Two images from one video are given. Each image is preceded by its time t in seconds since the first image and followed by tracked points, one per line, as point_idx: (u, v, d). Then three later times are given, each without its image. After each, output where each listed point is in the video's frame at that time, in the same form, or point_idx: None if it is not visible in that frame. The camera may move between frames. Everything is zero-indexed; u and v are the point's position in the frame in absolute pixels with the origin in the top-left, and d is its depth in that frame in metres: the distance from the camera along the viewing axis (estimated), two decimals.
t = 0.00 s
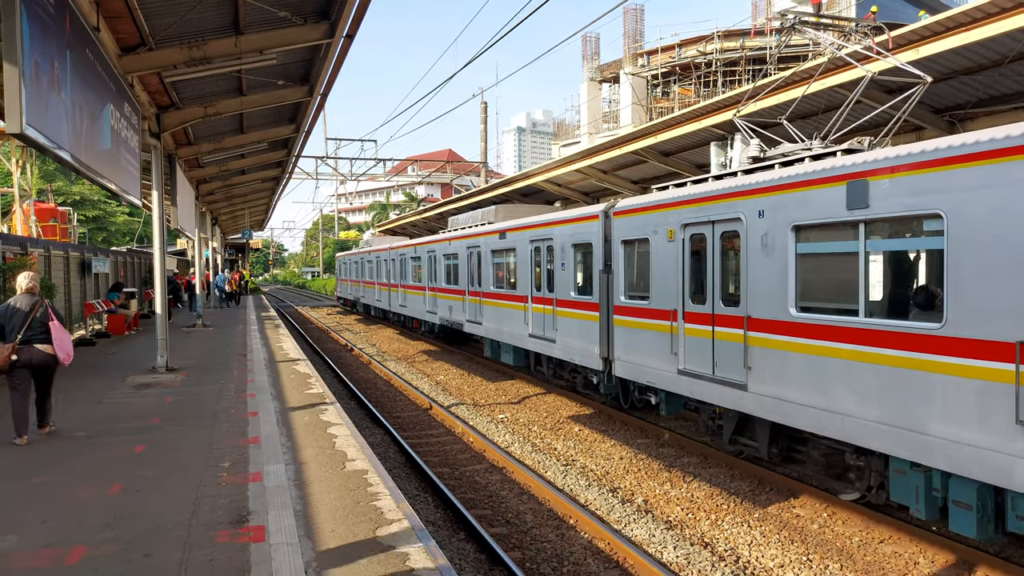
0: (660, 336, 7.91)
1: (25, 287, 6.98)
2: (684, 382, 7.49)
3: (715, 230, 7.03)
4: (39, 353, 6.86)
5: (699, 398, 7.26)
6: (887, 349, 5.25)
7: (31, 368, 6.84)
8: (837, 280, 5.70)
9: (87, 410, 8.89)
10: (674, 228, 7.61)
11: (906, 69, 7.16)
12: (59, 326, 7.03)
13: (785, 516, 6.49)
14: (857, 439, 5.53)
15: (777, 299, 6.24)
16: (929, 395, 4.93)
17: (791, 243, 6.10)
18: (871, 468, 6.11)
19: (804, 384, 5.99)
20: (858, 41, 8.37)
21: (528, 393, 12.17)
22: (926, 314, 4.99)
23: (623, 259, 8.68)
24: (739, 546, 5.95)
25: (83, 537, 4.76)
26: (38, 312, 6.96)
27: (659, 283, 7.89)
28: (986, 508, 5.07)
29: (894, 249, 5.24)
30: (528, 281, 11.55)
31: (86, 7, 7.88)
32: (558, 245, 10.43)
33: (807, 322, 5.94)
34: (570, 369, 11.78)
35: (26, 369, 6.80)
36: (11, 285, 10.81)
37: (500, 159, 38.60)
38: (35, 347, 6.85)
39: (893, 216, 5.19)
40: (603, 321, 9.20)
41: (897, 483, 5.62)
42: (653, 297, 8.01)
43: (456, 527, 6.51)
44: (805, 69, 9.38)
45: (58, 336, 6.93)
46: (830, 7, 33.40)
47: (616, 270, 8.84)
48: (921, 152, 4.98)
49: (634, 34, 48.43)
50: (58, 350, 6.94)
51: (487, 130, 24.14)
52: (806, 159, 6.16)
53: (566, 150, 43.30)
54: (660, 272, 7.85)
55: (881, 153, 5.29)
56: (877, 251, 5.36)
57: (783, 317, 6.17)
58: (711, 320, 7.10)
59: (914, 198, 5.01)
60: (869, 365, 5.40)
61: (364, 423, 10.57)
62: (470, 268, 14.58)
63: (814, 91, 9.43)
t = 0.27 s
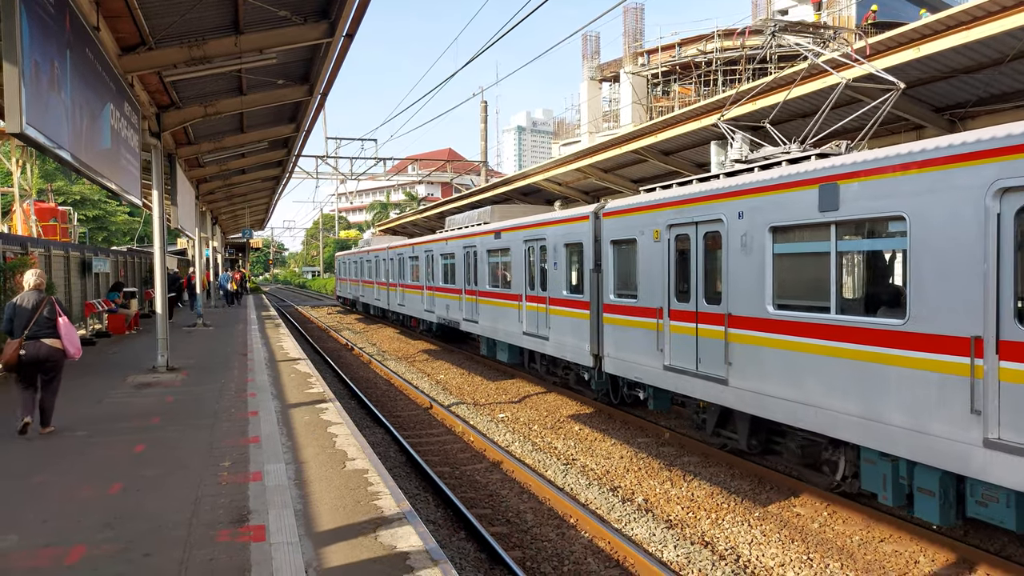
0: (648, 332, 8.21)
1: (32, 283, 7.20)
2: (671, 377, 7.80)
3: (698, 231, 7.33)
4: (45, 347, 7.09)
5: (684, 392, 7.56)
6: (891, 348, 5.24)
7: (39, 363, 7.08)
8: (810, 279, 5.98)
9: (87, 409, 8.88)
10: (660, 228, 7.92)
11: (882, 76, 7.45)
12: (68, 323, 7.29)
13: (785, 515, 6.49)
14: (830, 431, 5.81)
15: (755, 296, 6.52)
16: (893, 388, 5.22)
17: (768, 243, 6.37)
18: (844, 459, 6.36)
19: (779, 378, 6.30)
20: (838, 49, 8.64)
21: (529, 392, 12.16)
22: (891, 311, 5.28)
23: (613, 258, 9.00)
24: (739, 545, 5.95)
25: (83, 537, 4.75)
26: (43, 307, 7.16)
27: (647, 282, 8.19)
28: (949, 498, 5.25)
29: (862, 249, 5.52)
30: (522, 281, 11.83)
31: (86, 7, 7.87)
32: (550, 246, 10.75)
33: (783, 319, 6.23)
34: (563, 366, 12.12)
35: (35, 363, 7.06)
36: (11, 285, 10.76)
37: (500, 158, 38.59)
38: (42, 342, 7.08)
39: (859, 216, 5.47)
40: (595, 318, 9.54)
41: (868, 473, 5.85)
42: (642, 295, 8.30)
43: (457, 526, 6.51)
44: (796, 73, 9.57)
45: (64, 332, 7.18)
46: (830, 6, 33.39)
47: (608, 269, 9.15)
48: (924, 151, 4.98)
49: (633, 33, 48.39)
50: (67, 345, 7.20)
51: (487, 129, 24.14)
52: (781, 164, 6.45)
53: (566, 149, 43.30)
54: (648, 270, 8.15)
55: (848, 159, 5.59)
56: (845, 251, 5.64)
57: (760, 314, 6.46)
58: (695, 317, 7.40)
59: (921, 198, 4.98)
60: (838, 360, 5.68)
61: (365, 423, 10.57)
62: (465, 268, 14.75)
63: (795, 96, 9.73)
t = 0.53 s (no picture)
0: (635, 329, 8.59)
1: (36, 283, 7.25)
2: (655, 371, 8.19)
3: (681, 231, 7.70)
4: (48, 345, 7.13)
5: (669, 386, 7.94)
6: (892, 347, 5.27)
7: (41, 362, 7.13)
8: (783, 277, 6.34)
9: (87, 409, 8.88)
10: (646, 229, 8.30)
11: (855, 84, 7.81)
12: (72, 321, 7.30)
13: (786, 514, 6.49)
14: (803, 420, 6.18)
15: (732, 294, 6.90)
16: (858, 381, 5.59)
17: (745, 243, 6.74)
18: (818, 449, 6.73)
19: (754, 371, 6.68)
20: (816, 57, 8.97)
21: (529, 391, 12.15)
22: (856, 307, 5.64)
23: (602, 257, 9.36)
24: (740, 544, 5.95)
25: (84, 536, 4.75)
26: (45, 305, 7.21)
27: (634, 280, 8.56)
28: (911, 485, 5.56)
29: (829, 249, 5.88)
30: (517, 280, 12.13)
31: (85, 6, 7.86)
32: (543, 246, 11.09)
33: (758, 315, 6.60)
34: (556, 363, 12.43)
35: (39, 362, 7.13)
36: (10, 285, 10.67)
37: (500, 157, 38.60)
38: (45, 341, 7.12)
39: (825, 218, 5.85)
40: (585, 316, 9.89)
41: (838, 461, 6.20)
42: (630, 293, 8.67)
43: (457, 525, 6.51)
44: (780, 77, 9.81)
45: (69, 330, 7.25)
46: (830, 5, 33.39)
47: (597, 268, 9.50)
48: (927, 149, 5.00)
49: (633, 32, 48.37)
50: (69, 343, 7.23)
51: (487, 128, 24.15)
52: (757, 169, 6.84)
53: (566, 148, 43.29)
54: (636, 269, 8.52)
55: (814, 166, 5.96)
56: (815, 251, 6.00)
57: (738, 310, 6.83)
58: (679, 314, 7.78)
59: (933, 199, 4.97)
60: (807, 354, 6.07)
61: (365, 422, 10.57)
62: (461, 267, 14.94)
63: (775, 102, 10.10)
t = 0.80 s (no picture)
0: (620, 325, 8.93)
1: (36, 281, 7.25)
2: (639, 366, 8.53)
3: (662, 231, 8.03)
4: (47, 343, 7.13)
5: (651, 380, 8.29)
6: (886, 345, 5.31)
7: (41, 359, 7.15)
8: (756, 275, 6.68)
9: (88, 407, 8.87)
10: (630, 229, 8.63)
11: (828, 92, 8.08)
12: (71, 318, 7.29)
13: (786, 513, 6.49)
14: (774, 412, 6.49)
15: (709, 292, 7.24)
16: (823, 374, 5.91)
17: (722, 243, 7.08)
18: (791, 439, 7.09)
19: (729, 365, 7.01)
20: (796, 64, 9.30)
21: (529, 390, 12.16)
22: (822, 304, 5.96)
23: (589, 256, 9.67)
24: (740, 542, 5.95)
25: (84, 534, 4.76)
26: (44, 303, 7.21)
27: (619, 278, 8.89)
28: (872, 471, 5.92)
29: (798, 250, 6.21)
30: (509, 279, 12.40)
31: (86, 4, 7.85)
32: (535, 245, 11.37)
33: (733, 311, 6.94)
34: (547, 359, 12.71)
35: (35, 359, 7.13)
36: (11, 283, 10.68)
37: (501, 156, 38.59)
38: (44, 338, 7.13)
39: (792, 219, 6.19)
40: (573, 313, 10.17)
41: (806, 450, 6.52)
42: (616, 291, 9.00)
43: (458, 524, 6.51)
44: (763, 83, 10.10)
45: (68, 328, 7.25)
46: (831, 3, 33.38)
47: (585, 266, 9.82)
48: (930, 147, 4.97)
49: (634, 31, 48.35)
50: (67, 340, 7.22)
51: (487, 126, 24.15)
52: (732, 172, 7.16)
53: (567, 147, 43.27)
54: (620, 267, 8.86)
55: (783, 170, 6.31)
56: (784, 251, 6.34)
57: (714, 307, 7.16)
58: (660, 310, 8.12)
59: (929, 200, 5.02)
60: (777, 348, 6.41)
61: (366, 420, 10.57)
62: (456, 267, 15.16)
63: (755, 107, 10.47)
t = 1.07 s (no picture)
0: (607, 321, 9.47)
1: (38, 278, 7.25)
2: (624, 359, 9.06)
3: (644, 232, 8.56)
4: (49, 339, 7.13)
5: (634, 373, 8.82)
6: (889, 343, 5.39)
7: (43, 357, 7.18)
8: (727, 273, 7.17)
9: (88, 405, 8.86)
10: (616, 229, 9.18)
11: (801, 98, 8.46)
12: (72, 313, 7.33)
13: (787, 511, 6.49)
14: (745, 401, 6.99)
15: (686, 289, 7.76)
16: (785, 364, 6.43)
17: (697, 243, 7.57)
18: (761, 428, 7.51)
19: (704, 357, 7.53)
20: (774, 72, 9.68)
21: (530, 389, 12.14)
22: (785, 300, 6.46)
23: (578, 255, 10.20)
24: (740, 541, 5.96)
25: (85, 532, 4.76)
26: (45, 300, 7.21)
27: (605, 276, 9.43)
28: (832, 456, 6.43)
29: (764, 249, 6.71)
30: (502, 276, 12.91)
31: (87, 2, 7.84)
32: (527, 245, 11.87)
33: (707, 307, 7.45)
34: (538, 354, 13.26)
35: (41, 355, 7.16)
36: (11, 282, 10.65)
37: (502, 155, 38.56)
38: (46, 334, 7.13)
39: (758, 222, 6.72)
40: (562, 310, 10.74)
41: (773, 437, 7.00)
42: (603, 289, 9.54)
43: (459, 522, 6.51)
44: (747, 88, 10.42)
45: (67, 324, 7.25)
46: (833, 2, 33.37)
47: (573, 265, 10.37)
48: (930, 147, 5.07)
49: (635, 30, 48.33)
50: (70, 335, 7.24)
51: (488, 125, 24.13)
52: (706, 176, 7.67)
53: (568, 145, 43.24)
54: (607, 266, 9.39)
55: (750, 176, 6.83)
56: (755, 250, 6.82)
57: (692, 303, 7.67)
58: (643, 307, 8.64)
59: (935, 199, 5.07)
60: (745, 341, 6.92)
61: (366, 419, 10.56)
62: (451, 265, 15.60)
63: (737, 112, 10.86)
